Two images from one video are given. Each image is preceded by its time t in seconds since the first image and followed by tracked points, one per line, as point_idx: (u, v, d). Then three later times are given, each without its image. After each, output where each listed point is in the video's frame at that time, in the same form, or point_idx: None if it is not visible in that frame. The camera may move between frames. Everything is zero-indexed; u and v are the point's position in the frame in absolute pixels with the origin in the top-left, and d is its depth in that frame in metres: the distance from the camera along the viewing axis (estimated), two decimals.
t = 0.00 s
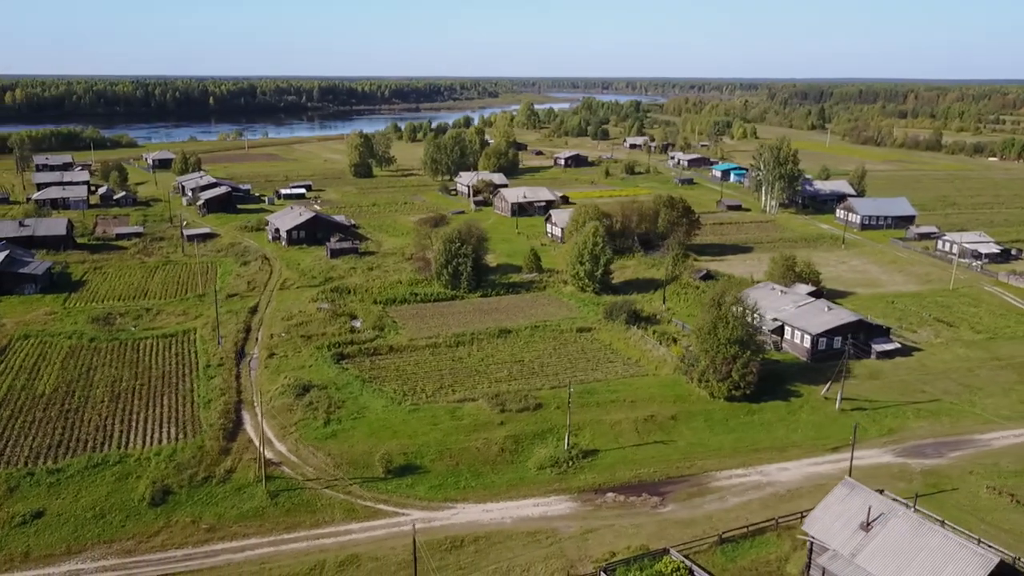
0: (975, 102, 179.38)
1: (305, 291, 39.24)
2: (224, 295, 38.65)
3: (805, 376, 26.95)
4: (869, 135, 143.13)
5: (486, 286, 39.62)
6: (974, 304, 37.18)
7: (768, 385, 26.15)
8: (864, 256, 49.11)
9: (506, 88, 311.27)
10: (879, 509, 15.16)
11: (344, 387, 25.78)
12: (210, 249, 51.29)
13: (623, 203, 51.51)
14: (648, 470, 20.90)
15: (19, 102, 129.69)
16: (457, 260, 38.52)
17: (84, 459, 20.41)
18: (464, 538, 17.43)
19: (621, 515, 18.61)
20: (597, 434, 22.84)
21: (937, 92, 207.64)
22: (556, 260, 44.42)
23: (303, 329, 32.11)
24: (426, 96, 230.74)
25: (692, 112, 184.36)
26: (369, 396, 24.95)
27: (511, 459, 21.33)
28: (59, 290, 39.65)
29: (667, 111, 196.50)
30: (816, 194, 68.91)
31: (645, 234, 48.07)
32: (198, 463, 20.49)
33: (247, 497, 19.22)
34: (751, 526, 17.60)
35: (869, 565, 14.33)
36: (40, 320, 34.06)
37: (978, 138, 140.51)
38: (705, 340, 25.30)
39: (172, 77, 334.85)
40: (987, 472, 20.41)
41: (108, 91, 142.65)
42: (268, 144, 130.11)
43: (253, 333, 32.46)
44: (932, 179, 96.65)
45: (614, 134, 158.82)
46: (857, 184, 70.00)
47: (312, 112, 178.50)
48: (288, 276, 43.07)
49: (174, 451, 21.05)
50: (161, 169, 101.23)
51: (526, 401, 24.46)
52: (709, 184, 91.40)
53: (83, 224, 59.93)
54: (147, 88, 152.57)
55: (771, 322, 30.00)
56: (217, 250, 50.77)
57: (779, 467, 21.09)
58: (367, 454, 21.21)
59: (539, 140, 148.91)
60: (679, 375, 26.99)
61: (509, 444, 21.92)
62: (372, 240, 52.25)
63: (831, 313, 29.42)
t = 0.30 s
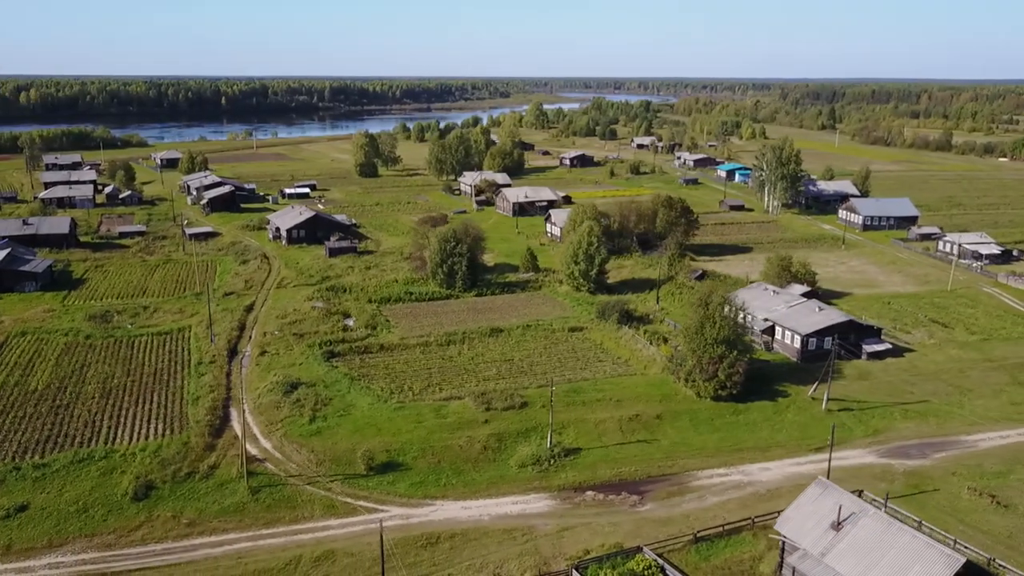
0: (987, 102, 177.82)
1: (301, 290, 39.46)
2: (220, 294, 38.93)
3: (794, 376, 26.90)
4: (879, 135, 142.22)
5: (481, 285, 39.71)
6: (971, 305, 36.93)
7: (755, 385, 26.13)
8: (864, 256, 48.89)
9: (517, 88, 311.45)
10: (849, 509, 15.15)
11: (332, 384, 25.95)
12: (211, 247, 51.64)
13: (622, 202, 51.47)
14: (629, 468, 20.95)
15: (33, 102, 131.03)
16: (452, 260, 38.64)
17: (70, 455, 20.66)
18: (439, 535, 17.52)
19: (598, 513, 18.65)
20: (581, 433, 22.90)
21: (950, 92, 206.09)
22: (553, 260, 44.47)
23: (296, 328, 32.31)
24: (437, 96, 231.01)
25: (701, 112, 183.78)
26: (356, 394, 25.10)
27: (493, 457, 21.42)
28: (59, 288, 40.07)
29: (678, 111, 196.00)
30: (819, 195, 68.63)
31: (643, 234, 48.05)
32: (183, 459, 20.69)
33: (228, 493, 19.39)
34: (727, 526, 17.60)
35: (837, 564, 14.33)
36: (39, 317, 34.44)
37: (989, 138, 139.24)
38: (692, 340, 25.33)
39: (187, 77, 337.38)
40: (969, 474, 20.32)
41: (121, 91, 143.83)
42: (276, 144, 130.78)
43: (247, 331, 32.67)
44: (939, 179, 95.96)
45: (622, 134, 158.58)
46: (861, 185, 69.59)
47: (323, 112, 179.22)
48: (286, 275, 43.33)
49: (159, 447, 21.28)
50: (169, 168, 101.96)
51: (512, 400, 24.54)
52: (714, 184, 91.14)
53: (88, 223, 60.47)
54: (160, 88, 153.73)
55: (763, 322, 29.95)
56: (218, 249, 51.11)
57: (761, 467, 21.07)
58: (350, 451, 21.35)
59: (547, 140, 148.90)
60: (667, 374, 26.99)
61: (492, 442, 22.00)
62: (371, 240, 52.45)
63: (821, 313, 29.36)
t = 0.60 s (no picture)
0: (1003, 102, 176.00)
1: (299, 288, 39.73)
2: (220, 292, 39.27)
3: (784, 376, 26.82)
4: (891, 136, 141.15)
5: (478, 284, 39.81)
6: (970, 306, 36.65)
7: (745, 385, 26.09)
8: (866, 257, 48.60)
9: (530, 88, 311.46)
10: (823, 509, 15.12)
11: (322, 382, 26.16)
12: (214, 246, 52.03)
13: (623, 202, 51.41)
14: (612, 467, 20.99)
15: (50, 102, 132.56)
16: (449, 259, 38.79)
17: (59, 449, 20.93)
18: (418, 531, 17.64)
19: (578, 512, 18.70)
20: (567, 432, 22.97)
21: (966, 92, 204.22)
22: (552, 259, 44.51)
23: (292, 326, 32.55)
24: (451, 96, 231.30)
25: (713, 113, 183.09)
26: (345, 391, 25.27)
27: (477, 455, 21.51)
28: (62, 285, 40.55)
29: (690, 112, 195.39)
30: (824, 195, 68.26)
31: (643, 234, 48.00)
32: (170, 454, 20.92)
33: (213, 488, 19.60)
34: (705, 525, 17.60)
35: (808, 564, 14.32)
36: (39, 314, 34.85)
37: (1003, 139, 137.82)
38: (681, 339, 25.35)
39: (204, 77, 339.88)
40: (954, 475, 20.22)
41: (136, 92, 145.13)
42: (287, 143, 131.51)
43: (243, 329, 32.93)
44: (950, 180, 95.20)
45: (632, 134, 158.32)
46: (867, 186, 69.13)
47: (337, 112, 180.01)
48: (286, 273, 43.61)
49: (147, 443, 21.51)
50: (179, 168, 102.82)
51: (499, 398, 24.64)
52: (721, 184, 90.82)
53: (95, 222, 61.05)
54: (174, 88, 155.02)
55: (756, 323, 29.88)
56: (221, 248, 51.50)
57: (745, 467, 21.05)
58: (334, 448, 21.52)
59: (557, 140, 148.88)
60: (657, 373, 26.99)
61: (477, 440, 22.10)
62: (373, 239, 52.69)
63: (814, 314, 29.26)
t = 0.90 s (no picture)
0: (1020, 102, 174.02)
1: (299, 287, 39.99)
2: (220, 290, 39.58)
3: (776, 377, 26.74)
4: (904, 137, 139.97)
5: (476, 283, 39.94)
6: (970, 307, 36.35)
7: (735, 386, 26.03)
8: (869, 258, 48.26)
9: (543, 88, 311.38)
10: (796, 509, 15.09)
11: (314, 379, 26.35)
12: (218, 245, 52.46)
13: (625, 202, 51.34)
14: (596, 466, 21.02)
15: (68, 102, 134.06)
16: (447, 258, 38.92)
17: (49, 444, 21.22)
18: (397, 528, 17.76)
19: (558, 510, 18.76)
20: (554, 430, 23.02)
21: (983, 92, 202.22)
22: (552, 259, 44.55)
23: (288, 324, 32.80)
24: (464, 96, 231.65)
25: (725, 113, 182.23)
26: (336, 389, 25.46)
27: (462, 453, 21.60)
28: (66, 283, 41.05)
29: (704, 112, 194.63)
30: (831, 196, 67.85)
31: (643, 234, 47.95)
32: (158, 450, 21.16)
33: (198, 483, 19.81)
34: (683, 524, 17.59)
35: (779, 563, 14.31)
36: (42, 311, 35.31)
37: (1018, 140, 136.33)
38: (671, 339, 25.36)
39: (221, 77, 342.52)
40: (939, 477, 20.11)
41: (152, 92, 146.51)
42: (297, 143, 132.23)
43: (240, 326, 33.20)
44: (961, 181, 94.31)
45: (643, 134, 157.97)
46: (874, 186, 68.62)
47: (351, 112, 180.76)
48: (287, 272, 43.90)
49: (136, 438, 21.77)
50: (189, 167, 103.66)
51: (488, 397, 24.74)
52: (729, 184, 90.47)
53: (103, 220, 61.70)
54: (190, 88, 156.32)
55: (749, 323, 29.81)
56: (225, 246, 51.91)
57: (729, 467, 21.00)
58: (320, 445, 21.69)
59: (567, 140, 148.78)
60: (648, 373, 26.99)
61: (463, 438, 22.18)
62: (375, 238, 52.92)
63: (808, 314, 29.15)
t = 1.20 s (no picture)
0: None
1: (298, 285, 40.26)
2: (220, 288, 39.91)
3: (767, 377, 26.68)
4: (918, 137, 138.79)
5: (474, 283, 40.07)
6: (969, 309, 36.05)
7: (725, 385, 26.01)
8: (872, 259, 47.94)
9: (557, 88, 311.33)
10: (769, 509, 15.10)
11: (305, 377, 26.57)
12: (222, 243, 52.90)
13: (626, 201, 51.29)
14: (580, 465, 21.07)
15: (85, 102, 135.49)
16: (445, 257, 39.06)
17: (41, 438, 21.53)
18: (377, 524, 17.90)
19: (539, 507, 18.84)
20: (541, 429, 23.08)
21: (1000, 92, 200.11)
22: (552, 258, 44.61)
23: (284, 321, 33.06)
24: (478, 96, 231.87)
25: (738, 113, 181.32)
26: (327, 386, 25.67)
27: (447, 451, 21.71)
28: (69, 280, 41.53)
29: (717, 112, 193.84)
30: (837, 196, 67.43)
31: (644, 234, 47.90)
32: (146, 445, 21.41)
33: (185, 478, 20.05)
34: (661, 523, 17.62)
35: (750, 563, 14.33)
36: (44, 308, 35.77)
37: None
38: (660, 339, 25.36)
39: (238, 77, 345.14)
40: (924, 478, 20.03)
41: (168, 92, 147.72)
42: (308, 143, 132.91)
43: (237, 324, 33.46)
44: (973, 181, 93.40)
45: (654, 134, 157.51)
46: (881, 187, 68.13)
47: (365, 112, 181.43)
48: (288, 270, 44.22)
49: (126, 434, 22.04)
50: (199, 167, 104.47)
51: (476, 395, 24.84)
52: (737, 185, 90.10)
53: (111, 219, 62.35)
54: (205, 89, 157.57)
55: (743, 323, 29.75)
56: (229, 245, 52.34)
57: (713, 467, 20.98)
58: (307, 441, 21.88)
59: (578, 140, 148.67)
60: (638, 372, 27.00)
61: (449, 436, 22.29)
62: (377, 237, 53.19)
63: (801, 314, 29.04)
